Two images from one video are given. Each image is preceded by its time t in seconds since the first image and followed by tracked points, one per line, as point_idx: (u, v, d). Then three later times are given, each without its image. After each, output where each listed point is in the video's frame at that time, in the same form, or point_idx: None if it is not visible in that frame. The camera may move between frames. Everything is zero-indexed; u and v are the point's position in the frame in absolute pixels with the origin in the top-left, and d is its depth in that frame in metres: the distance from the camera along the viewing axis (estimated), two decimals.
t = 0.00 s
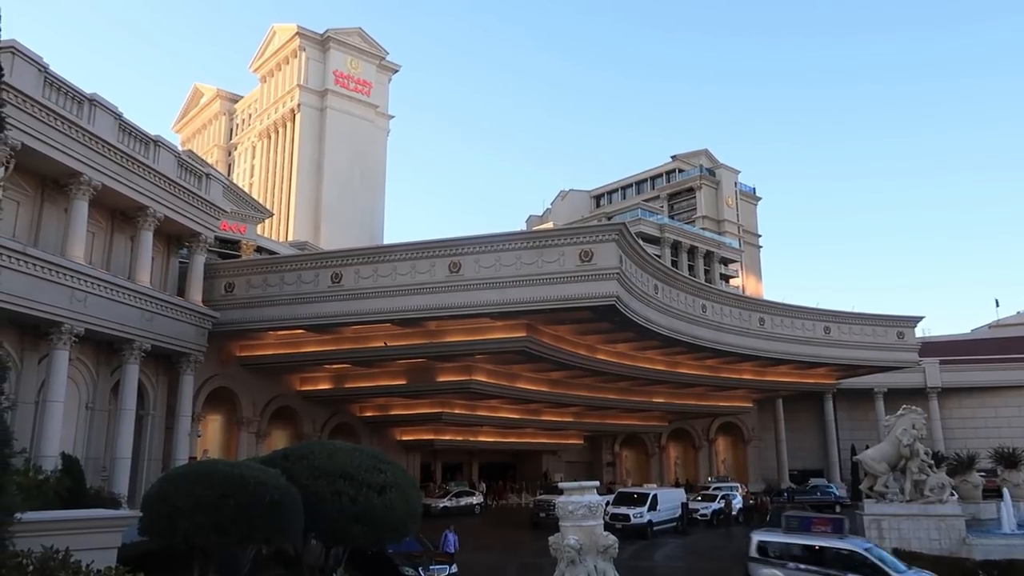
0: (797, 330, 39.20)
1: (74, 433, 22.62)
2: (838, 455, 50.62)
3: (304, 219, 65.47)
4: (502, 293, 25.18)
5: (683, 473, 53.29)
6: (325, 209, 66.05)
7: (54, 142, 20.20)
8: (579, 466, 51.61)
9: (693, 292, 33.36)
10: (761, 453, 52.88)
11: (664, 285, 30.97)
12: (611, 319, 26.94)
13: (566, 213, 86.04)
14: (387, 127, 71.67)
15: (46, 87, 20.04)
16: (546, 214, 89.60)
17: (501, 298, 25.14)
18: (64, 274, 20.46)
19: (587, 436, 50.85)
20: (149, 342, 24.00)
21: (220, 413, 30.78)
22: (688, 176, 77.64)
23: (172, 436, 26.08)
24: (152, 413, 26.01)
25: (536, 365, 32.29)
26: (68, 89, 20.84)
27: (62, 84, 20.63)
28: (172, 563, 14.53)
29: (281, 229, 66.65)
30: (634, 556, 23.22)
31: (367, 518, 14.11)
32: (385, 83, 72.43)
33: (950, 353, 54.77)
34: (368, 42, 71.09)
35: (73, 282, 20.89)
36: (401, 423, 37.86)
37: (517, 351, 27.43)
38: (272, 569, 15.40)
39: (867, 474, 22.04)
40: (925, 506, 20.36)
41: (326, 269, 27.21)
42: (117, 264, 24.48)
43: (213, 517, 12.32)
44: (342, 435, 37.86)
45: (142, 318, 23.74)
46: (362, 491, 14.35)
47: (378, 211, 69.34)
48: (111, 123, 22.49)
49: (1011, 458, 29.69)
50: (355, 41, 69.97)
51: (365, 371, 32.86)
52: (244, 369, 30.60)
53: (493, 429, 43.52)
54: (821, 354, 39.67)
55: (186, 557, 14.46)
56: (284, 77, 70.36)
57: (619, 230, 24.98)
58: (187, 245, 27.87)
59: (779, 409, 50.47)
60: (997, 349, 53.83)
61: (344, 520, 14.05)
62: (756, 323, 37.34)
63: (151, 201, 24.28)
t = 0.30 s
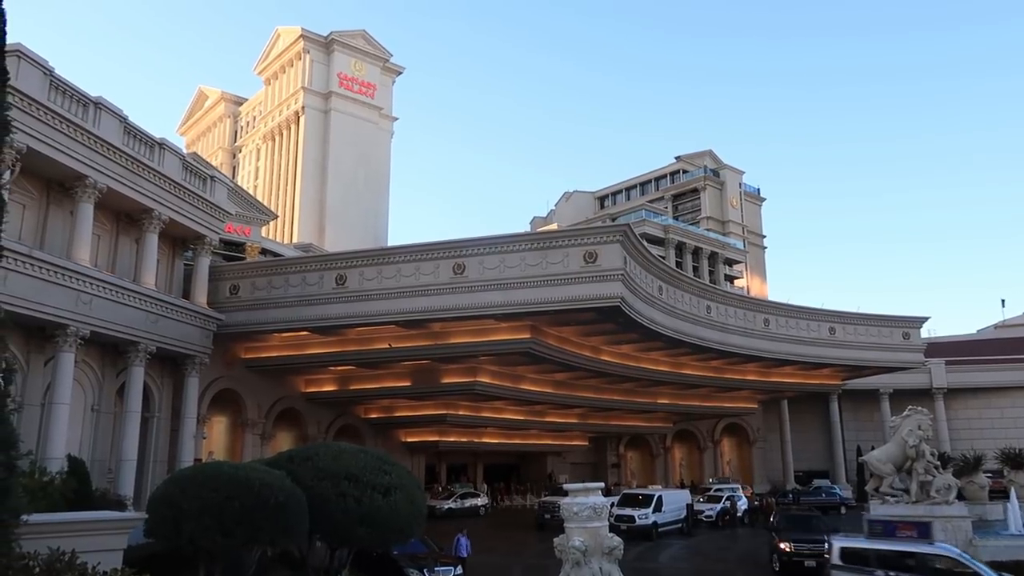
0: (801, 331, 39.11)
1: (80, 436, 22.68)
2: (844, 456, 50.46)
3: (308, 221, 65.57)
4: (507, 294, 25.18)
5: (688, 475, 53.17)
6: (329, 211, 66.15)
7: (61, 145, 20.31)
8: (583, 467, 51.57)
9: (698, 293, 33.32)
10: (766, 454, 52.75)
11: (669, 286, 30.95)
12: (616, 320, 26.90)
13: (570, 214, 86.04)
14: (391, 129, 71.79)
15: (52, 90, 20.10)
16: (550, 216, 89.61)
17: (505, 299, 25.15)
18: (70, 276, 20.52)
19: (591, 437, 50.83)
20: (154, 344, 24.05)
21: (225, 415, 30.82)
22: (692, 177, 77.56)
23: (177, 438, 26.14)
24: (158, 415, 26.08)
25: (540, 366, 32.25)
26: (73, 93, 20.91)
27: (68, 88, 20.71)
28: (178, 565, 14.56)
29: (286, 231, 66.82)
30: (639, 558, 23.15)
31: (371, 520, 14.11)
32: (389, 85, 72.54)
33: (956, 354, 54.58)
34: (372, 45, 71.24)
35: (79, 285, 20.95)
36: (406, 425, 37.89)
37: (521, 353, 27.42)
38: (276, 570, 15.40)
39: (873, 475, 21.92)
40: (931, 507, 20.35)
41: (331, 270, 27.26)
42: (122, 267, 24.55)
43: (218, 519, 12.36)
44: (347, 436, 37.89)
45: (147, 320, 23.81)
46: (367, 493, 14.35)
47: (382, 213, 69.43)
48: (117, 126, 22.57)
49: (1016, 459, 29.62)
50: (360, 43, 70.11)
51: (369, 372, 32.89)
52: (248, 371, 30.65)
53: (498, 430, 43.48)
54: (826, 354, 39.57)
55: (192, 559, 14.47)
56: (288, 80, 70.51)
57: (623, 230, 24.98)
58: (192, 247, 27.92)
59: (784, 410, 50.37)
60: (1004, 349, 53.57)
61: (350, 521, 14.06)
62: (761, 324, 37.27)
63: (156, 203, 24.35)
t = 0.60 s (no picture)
0: (805, 332, 39.04)
1: (85, 437, 22.73)
2: (848, 457, 50.35)
3: (312, 223, 65.65)
4: (510, 296, 25.19)
5: (692, 475, 53.10)
6: (333, 213, 66.23)
7: (65, 148, 20.37)
8: (587, 468, 51.53)
9: (701, 294, 33.30)
10: (770, 455, 52.64)
11: (672, 286, 30.93)
12: (619, 321, 26.85)
13: (573, 215, 85.99)
14: (395, 131, 71.84)
15: (56, 93, 20.17)
16: (554, 217, 89.58)
17: (508, 300, 25.16)
18: (74, 277, 20.57)
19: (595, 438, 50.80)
20: (158, 346, 24.09)
21: (229, 416, 30.84)
22: (696, 178, 77.49)
23: (181, 439, 26.18)
24: (162, 416, 26.13)
25: (543, 367, 32.25)
26: (78, 96, 20.98)
27: (73, 91, 20.79)
28: (183, 566, 14.57)
29: (290, 232, 66.93)
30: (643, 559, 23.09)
31: (375, 522, 14.12)
32: (392, 86, 72.62)
33: (961, 354, 54.43)
34: (375, 46, 71.35)
35: (84, 286, 21.02)
36: (409, 426, 37.92)
37: (524, 354, 27.43)
38: (281, 571, 15.39)
39: (878, 475, 21.92)
40: (936, 508, 20.24)
41: (334, 272, 27.28)
42: (126, 269, 24.59)
43: (223, 520, 12.36)
44: (351, 438, 37.93)
45: (152, 322, 23.87)
46: (371, 494, 14.35)
47: (386, 214, 69.49)
48: (121, 129, 22.64)
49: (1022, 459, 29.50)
50: (363, 45, 70.15)
51: (373, 374, 32.93)
52: (253, 373, 30.71)
53: (502, 432, 43.49)
54: (831, 355, 39.49)
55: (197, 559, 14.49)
56: (292, 82, 70.63)
57: (626, 231, 24.98)
58: (196, 249, 27.99)
59: (788, 411, 50.29)
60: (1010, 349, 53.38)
61: (354, 522, 14.07)
62: (765, 325, 37.23)
63: (160, 206, 24.41)
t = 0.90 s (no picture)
0: (809, 332, 38.96)
1: (89, 438, 22.77)
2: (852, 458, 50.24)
3: (315, 224, 65.73)
4: (512, 297, 25.19)
5: (695, 476, 53.03)
6: (336, 213, 66.30)
7: (69, 150, 20.41)
8: (591, 469, 51.49)
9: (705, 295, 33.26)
10: (774, 456, 52.55)
11: (675, 287, 30.91)
12: (622, 322, 26.80)
13: (576, 215, 85.95)
14: (397, 132, 71.88)
15: (60, 95, 20.22)
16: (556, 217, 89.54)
17: (511, 301, 25.16)
18: (78, 279, 20.60)
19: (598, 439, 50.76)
20: (161, 347, 24.12)
21: (233, 417, 30.85)
22: (699, 178, 77.40)
23: (185, 439, 26.21)
24: (166, 417, 26.16)
25: (546, 368, 32.25)
26: (82, 97, 21.04)
27: (77, 92, 20.84)
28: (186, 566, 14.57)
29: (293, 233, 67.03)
30: (646, 560, 23.03)
31: (379, 522, 14.12)
32: (395, 87, 72.69)
33: (966, 355, 54.30)
34: (378, 47, 71.41)
35: (88, 288, 21.07)
36: (413, 427, 37.92)
37: (527, 355, 27.41)
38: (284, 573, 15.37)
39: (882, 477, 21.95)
40: (940, 509, 20.07)
41: (337, 273, 27.30)
42: (130, 270, 24.63)
43: (226, 521, 12.37)
44: (354, 438, 37.94)
45: (155, 323, 23.91)
46: (374, 495, 14.35)
47: (388, 215, 69.50)
48: (125, 130, 22.70)
49: None
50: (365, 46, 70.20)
51: (376, 375, 32.95)
52: (256, 374, 30.77)
53: (505, 432, 43.48)
54: (834, 356, 39.40)
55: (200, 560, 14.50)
56: (295, 83, 70.72)
57: (629, 232, 24.97)
58: (200, 250, 28.04)
59: (792, 412, 50.23)
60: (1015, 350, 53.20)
61: (357, 523, 14.07)
62: (768, 325, 37.17)
63: (163, 207, 24.45)
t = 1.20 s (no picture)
0: (811, 333, 38.92)
1: (92, 439, 22.83)
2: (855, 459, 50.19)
3: (318, 225, 65.81)
4: (514, 298, 25.21)
5: (698, 477, 53.00)
6: (338, 215, 66.40)
7: (72, 152, 20.47)
8: (593, 470, 51.49)
9: (707, 296, 33.27)
10: (776, 457, 52.53)
11: (678, 288, 30.92)
12: (624, 323, 26.79)
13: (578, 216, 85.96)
14: (400, 133, 71.94)
15: (63, 97, 20.28)
16: (558, 219, 89.56)
17: (513, 302, 25.19)
18: (81, 280, 20.65)
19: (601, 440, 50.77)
20: (165, 348, 24.17)
21: (236, 419, 30.88)
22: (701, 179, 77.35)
23: (187, 440, 26.25)
24: (169, 418, 26.21)
25: (549, 369, 32.28)
26: (85, 99, 21.11)
27: (80, 94, 20.90)
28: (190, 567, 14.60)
29: (296, 235, 67.15)
30: (648, 561, 23.03)
31: (381, 523, 14.15)
32: (397, 89, 72.83)
33: (968, 355, 54.24)
34: (380, 49, 71.50)
35: (91, 289, 21.11)
36: (416, 429, 37.94)
37: (529, 356, 27.42)
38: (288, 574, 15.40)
39: (885, 478, 22.08)
40: (944, 510, 20.06)
41: (340, 274, 27.35)
42: (133, 271, 24.69)
43: (229, 522, 12.41)
44: (356, 440, 37.97)
45: (158, 324, 23.97)
46: (377, 496, 14.38)
47: (391, 216, 69.60)
48: (128, 132, 22.78)
49: None
50: (367, 48, 70.26)
51: (378, 376, 32.99)
52: (259, 375, 30.83)
53: (507, 433, 43.48)
54: (837, 357, 39.35)
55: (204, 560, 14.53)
56: (297, 85, 70.83)
57: (631, 233, 24.99)
58: (202, 252, 28.11)
59: (794, 413, 50.22)
60: (1018, 351, 53.15)
61: (360, 524, 14.10)
62: (770, 326, 37.15)
63: (166, 208, 24.51)
